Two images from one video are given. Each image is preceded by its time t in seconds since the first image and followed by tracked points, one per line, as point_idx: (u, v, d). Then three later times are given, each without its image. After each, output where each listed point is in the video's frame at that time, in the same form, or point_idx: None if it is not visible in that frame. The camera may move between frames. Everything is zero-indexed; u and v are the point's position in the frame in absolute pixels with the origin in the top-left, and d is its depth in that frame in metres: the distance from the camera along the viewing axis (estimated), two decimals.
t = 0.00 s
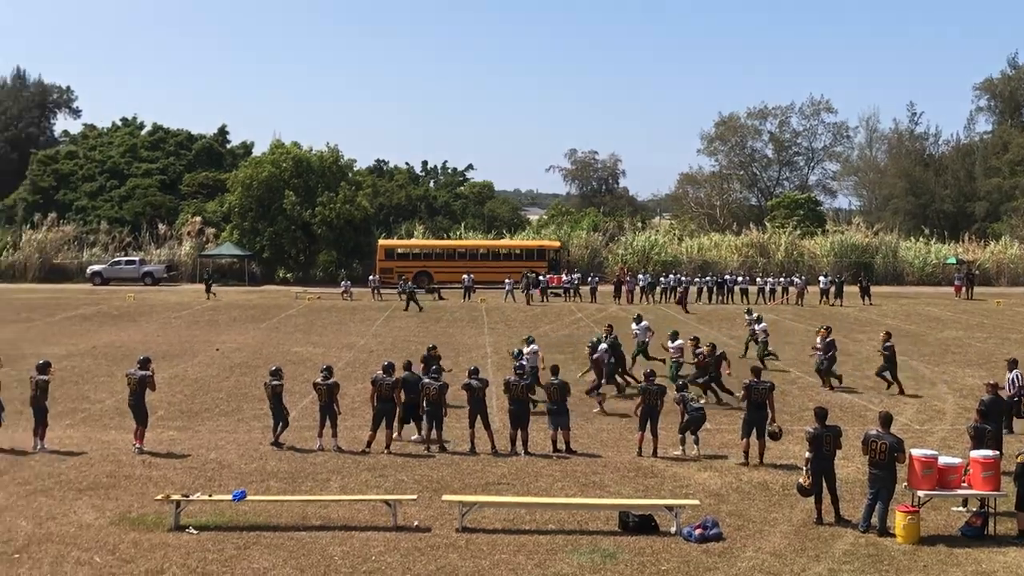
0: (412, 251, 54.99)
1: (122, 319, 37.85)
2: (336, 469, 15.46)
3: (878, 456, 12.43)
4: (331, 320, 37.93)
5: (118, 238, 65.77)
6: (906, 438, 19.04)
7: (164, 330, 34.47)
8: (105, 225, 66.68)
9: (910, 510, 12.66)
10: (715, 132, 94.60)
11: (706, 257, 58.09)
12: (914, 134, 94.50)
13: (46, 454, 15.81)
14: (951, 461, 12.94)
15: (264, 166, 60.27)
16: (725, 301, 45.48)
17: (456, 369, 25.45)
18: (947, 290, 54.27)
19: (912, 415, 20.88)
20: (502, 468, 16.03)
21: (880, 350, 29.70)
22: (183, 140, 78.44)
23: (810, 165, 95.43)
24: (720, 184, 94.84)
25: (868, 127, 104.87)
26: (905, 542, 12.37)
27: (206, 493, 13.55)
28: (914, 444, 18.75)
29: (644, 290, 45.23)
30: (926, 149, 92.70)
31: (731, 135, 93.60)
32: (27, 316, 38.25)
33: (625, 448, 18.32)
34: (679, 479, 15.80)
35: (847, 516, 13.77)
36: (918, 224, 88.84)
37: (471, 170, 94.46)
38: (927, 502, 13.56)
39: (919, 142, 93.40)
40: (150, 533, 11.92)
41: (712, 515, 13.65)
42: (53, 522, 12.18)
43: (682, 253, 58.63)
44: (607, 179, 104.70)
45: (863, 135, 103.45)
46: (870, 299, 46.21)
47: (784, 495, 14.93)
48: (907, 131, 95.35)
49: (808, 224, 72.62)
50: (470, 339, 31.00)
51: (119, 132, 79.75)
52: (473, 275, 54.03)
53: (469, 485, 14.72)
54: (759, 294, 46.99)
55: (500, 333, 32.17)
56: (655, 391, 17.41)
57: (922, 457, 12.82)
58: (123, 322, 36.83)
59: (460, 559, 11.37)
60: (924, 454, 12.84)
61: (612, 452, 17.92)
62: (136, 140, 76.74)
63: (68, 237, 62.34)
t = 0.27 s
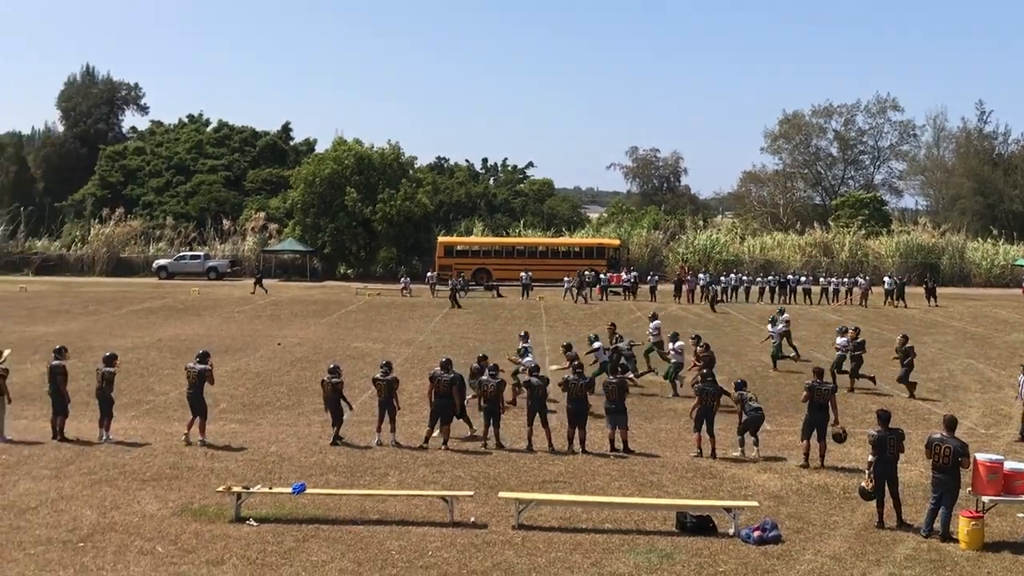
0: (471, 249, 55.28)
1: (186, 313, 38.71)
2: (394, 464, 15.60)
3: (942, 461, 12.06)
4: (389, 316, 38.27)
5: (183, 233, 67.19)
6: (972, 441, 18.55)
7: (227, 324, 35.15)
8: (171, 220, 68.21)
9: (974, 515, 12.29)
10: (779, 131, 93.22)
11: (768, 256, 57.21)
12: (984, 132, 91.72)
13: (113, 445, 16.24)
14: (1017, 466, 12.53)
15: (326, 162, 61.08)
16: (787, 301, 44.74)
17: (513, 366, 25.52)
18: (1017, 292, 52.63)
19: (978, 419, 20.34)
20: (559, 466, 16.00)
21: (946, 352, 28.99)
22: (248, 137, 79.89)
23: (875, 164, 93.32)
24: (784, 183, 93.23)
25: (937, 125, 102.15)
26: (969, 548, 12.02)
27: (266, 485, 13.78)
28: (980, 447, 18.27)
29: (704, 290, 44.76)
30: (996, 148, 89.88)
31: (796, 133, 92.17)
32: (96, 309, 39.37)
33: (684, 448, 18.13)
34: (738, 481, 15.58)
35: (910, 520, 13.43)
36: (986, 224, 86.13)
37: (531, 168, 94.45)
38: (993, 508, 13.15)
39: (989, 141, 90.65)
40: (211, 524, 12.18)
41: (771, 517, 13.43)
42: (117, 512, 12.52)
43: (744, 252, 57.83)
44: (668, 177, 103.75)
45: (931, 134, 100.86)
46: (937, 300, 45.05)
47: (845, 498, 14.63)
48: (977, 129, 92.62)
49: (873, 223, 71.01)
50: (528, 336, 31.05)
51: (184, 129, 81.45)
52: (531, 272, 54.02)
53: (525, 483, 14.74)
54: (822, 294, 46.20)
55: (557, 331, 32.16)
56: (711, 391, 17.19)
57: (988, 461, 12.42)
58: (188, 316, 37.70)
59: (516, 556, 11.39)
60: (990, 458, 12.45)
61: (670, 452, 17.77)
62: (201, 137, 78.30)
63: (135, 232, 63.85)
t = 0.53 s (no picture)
0: (501, 243, 55.35)
1: (219, 308, 39.12)
2: (425, 458, 15.65)
3: (977, 455, 11.84)
4: (420, 311, 38.42)
5: (216, 229, 67.86)
6: (1009, 435, 18.25)
7: (259, 319, 35.47)
8: (203, 216, 68.97)
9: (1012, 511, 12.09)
10: (810, 123, 91.75)
11: (800, 250, 56.69)
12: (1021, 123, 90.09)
13: (146, 439, 16.44)
14: None
15: (357, 157, 61.29)
16: (819, 295, 44.30)
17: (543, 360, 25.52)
18: None
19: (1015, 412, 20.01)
20: (590, 460, 15.97)
21: (981, 345, 28.58)
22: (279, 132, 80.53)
23: (908, 156, 92.06)
24: (816, 176, 92.29)
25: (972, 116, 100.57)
26: (1006, 543, 11.82)
27: (299, 479, 13.90)
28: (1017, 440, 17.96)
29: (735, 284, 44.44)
30: None
31: (827, 126, 90.39)
32: (130, 304, 39.88)
33: (716, 442, 18.02)
34: (771, 475, 15.45)
35: (945, 514, 13.24)
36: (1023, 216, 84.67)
37: (561, 162, 94.29)
38: None
39: None
40: (245, 517, 12.30)
41: (804, 512, 13.29)
42: (152, 505, 12.67)
43: (776, 246, 57.34)
44: (698, 170, 103.13)
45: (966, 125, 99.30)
46: (972, 294, 44.41)
47: (879, 493, 14.46)
48: (1013, 120, 91.03)
49: (906, 216, 70.13)
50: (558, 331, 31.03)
51: (216, 125, 82.17)
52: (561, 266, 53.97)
53: (557, 476, 14.73)
54: (855, 288, 45.74)
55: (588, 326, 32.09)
56: (739, 386, 16.98)
57: None
58: (220, 311, 38.09)
59: (548, 550, 11.38)
60: None
61: (701, 446, 17.65)
62: (233, 132, 79.06)
63: (168, 227, 64.63)
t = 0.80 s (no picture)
0: (518, 238, 55.35)
1: (239, 305, 39.34)
2: (445, 453, 15.68)
3: (1000, 448, 11.70)
4: (438, 306, 38.48)
5: (233, 225, 68.13)
6: None
7: (278, 316, 35.63)
8: (221, 213, 69.33)
9: None
10: (827, 115, 91.35)
11: (818, 242, 56.34)
12: None
13: (168, 436, 16.55)
14: None
15: (373, 154, 61.37)
16: (837, 287, 44.02)
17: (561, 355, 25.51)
18: None
19: None
20: (611, 455, 15.95)
21: (1002, 337, 28.30)
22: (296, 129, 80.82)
23: (925, 148, 91.21)
24: (833, 168, 91.61)
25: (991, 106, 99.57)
26: None
27: (321, 475, 13.95)
28: None
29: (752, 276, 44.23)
30: None
31: (845, 117, 90.34)
32: (150, 302, 40.18)
33: (736, 436, 17.95)
34: (791, 468, 15.38)
35: (968, 507, 13.11)
36: None
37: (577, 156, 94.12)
38: None
39: None
40: (267, 514, 12.36)
41: (826, 505, 13.21)
42: (174, 502, 12.76)
43: (793, 238, 57.01)
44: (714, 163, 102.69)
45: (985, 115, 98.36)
46: (991, 285, 44.01)
47: (900, 486, 14.36)
48: None
49: (923, 208, 69.53)
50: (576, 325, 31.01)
51: (233, 123, 82.53)
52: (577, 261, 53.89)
53: (577, 471, 14.73)
54: (873, 280, 45.44)
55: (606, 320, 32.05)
56: (756, 378, 16.90)
57: None
58: (240, 308, 38.30)
59: (570, 545, 11.38)
60: None
61: (721, 440, 17.58)
62: (249, 130, 79.42)
63: (186, 225, 65.00)
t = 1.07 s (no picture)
0: (547, 236, 55.32)
1: (271, 302, 39.67)
2: (476, 451, 15.71)
3: None
4: (468, 304, 38.54)
5: (265, 224, 68.72)
6: None
7: (309, 313, 35.89)
8: (253, 211, 70.01)
9: None
10: (858, 111, 90.03)
11: (850, 239, 55.73)
12: None
13: (203, 433, 16.73)
14: None
15: (403, 153, 61.61)
16: (869, 284, 43.54)
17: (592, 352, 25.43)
18: None
19: None
20: (642, 452, 15.89)
21: None
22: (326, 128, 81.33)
23: (959, 143, 89.86)
24: (864, 164, 90.57)
25: None
26: None
27: (354, 472, 14.03)
28: None
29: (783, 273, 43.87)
30: None
31: (875, 114, 88.92)
32: (184, 300, 40.61)
33: (768, 433, 17.80)
34: (824, 466, 15.22)
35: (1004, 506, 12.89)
36: None
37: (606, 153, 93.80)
38: None
39: None
40: (301, 510, 12.46)
41: (860, 503, 13.06)
42: (210, 498, 12.90)
43: (824, 235, 56.47)
44: (745, 160, 101.93)
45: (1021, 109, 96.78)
46: None
47: (935, 484, 14.17)
48: None
49: (956, 204, 68.60)
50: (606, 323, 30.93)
51: (264, 122, 83.21)
52: (607, 258, 53.75)
53: (609, 469, 14.69)
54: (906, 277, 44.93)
55: (636, 317, 31.92)
56: (789, 376, 16.76)
57: None
58: (272, 306, 38.62)
59: (602, 542, 11.35)
60: None
61: (753, 438, 17.43)
62: (281, 129, 80.07)
63: (219, 224, 65.66)
